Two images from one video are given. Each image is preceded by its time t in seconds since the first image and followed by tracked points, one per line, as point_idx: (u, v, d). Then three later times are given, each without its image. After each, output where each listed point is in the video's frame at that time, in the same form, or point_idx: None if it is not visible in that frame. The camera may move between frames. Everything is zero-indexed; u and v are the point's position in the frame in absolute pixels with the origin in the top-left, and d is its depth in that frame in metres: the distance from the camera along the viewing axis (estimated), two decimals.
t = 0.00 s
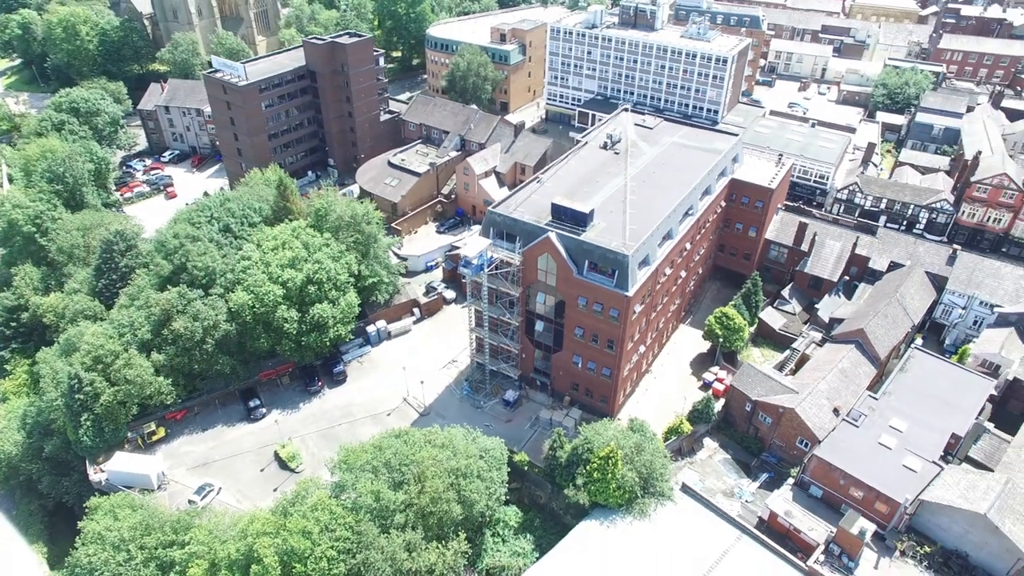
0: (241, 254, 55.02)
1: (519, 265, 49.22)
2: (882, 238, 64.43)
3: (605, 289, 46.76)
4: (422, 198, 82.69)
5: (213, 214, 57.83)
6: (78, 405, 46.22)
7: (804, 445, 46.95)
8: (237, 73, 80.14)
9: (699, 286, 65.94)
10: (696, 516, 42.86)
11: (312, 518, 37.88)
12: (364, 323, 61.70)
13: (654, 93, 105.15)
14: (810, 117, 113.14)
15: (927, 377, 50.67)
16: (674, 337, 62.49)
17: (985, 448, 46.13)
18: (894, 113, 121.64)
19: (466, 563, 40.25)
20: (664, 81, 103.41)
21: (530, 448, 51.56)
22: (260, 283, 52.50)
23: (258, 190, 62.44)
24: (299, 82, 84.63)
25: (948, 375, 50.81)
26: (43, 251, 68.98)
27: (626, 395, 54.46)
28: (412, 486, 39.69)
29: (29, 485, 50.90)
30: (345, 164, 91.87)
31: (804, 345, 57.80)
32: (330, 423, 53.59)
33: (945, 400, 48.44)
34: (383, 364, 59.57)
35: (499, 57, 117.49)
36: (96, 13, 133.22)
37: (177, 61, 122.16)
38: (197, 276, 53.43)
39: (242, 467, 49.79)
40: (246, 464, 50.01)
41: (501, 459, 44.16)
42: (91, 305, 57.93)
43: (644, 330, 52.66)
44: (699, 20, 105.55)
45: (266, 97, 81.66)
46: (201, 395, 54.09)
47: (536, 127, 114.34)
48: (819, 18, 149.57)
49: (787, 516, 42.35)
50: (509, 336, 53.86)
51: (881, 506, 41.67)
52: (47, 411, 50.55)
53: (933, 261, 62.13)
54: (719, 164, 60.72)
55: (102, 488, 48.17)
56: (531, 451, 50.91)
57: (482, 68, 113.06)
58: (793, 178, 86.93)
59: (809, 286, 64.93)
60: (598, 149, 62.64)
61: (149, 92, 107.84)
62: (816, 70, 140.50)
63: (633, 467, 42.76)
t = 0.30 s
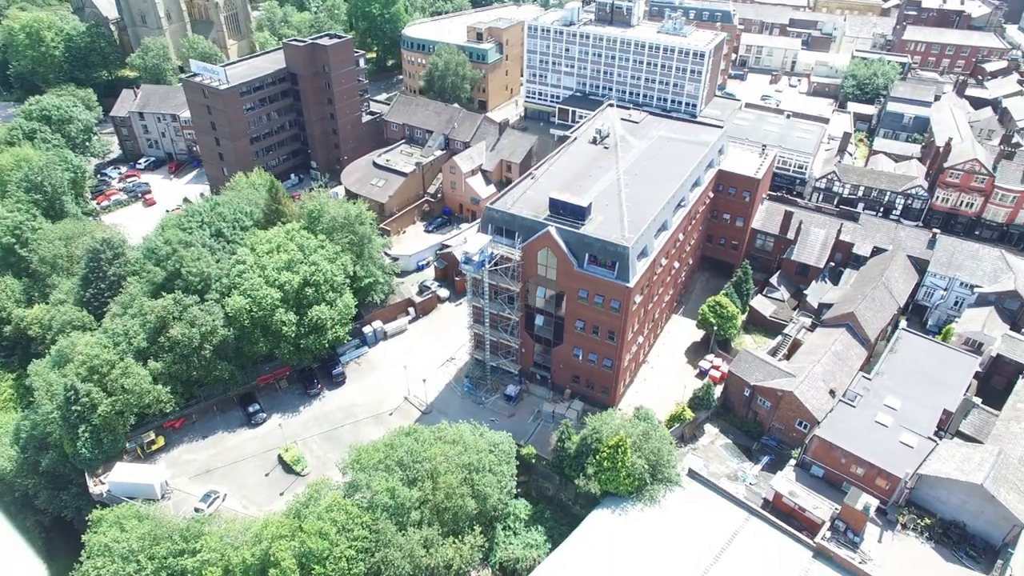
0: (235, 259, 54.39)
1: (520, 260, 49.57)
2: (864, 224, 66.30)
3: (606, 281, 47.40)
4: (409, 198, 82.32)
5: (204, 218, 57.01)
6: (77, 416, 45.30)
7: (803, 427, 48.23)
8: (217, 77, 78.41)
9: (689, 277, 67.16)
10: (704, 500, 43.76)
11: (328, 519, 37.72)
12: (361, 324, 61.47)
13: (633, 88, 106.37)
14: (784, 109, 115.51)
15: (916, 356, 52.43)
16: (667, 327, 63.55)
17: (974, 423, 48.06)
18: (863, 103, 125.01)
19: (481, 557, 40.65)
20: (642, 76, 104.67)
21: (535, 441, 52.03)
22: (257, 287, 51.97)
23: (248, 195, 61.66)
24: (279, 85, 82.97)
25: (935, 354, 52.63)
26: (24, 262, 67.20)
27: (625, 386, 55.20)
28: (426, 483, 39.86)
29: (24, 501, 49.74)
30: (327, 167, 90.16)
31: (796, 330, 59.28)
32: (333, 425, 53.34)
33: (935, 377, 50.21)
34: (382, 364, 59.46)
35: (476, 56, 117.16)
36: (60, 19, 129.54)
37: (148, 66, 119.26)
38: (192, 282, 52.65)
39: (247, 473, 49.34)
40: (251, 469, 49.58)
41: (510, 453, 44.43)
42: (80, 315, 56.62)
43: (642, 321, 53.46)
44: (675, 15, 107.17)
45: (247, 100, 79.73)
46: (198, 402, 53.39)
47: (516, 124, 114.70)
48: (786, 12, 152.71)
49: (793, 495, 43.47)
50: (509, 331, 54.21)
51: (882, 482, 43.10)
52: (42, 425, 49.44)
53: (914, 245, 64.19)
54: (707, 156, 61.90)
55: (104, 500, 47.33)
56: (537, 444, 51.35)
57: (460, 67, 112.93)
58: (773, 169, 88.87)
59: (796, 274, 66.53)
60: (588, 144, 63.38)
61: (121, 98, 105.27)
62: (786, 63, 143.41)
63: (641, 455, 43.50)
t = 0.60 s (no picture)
0: (230, 263, 53.76)
1: (519, 256, 49.97)
2: (846, 212, 68.19)
3: (606, 274, 48.12)
4: (395, 198, 81.53)
5: (195, 224, 56.18)
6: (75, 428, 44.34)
7: (801, 409, 49.50)
8: (198, 81, 76.12)
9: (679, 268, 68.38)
10: (711, 485, 44.71)
11: (345, 519, 37.68)
12: (357, 325, 61.18)
13: (611, 84, 107.34)
14: (758, 102, 117.89)
15: (904, 337, 54.23)
16: (660, 318, 64.58)
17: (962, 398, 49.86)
18: (833, 95, 128.51)
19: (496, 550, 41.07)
20: (620, 72, 105.65)
21: (540, 434, 52.60)
22: (254, 291, 51.44)
23: (239, 199, 60.91)
24: (259, 88, 81.39)
25: (921, 333, 54.47)
26: (4, 274, 65.44)
27: (624, 376, 56.01)
28: (440, 479, 40.10)
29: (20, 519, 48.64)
30: (310, 170, 88.81)
31: (787, 317, 60.72)
32: (335, 427, 53.09)
33: (923, 356, 52.06)
34: (380, 364, 59.34)
35: (453, 55, 115.95)
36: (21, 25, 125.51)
37: (118, 72, 116.47)
38: (187, 288, 51.90)
39: (251, 478, 48.91)
40: (255, 475, 49.13)
41: (519, 447, 44.83)
42: (69, 326, 55.29)
43: (639, 312, 54.29)
44: (650, 12, 108.61)
45: (228, 104, 78.15)
46: (196, 410, 52.71)
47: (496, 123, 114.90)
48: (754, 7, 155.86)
49: (796, 475, 44.55)
50: (509, 327, 54.59)
51: (880, 459, 44.64)
52: (38, 439, 48.34)
53: (895, 230, 66.24)
54: (695, 148, 63.08)
55: (106, 513, 46.49)
56: (542, 436, 51.92)
57: (438, 66, 111.87)
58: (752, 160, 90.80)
59: (782, 261, 68.11)
60: (577, 140, 64.09)
61: (92, 104, 102.58)
62: (756, 57, 146.25)
63: (649, 443, 44.29)
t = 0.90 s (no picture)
0: (224, 269, 53.13)
1: (518, 251, 50.44)
2: (827, 200, 70.16)
3: (605, 266, 48.93)
4: (381, 200, 81.00)
5: (185, 230, 55.39)
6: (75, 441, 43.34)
7: (796, 392, 50.88)
8: (176, 86, 74.72)
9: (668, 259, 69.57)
10: (715, 469, 45.78)
11: (362, 519, 37.69)
12: (352, 327, 60.92)
13: (588, 81, 108.35)
14: (731, 95, 120.14)
15: (890, 318, 56.16)
16: (652, 309, 65.65)
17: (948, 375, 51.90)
18: (803, 87, 131.85)
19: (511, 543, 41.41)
20: (597, 69, 106.74)
21: (543, 427, 53.20)
22: (251, 295, 50.94)
23: (228, 204, 60.28)
24: (238, 92, 79.96)
25: (906, 314, 56.44)
26: None
27: (622, 367, 56.89)
28: (453, 474, 40.29)
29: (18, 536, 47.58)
30: (292, 173, 87.79)
31: (776, 303, 62.18)
32: (338, 429, 52.87)
33: (910, 336, 54.01)
34: (378, 365, 59.21)
35: (430, 55, 114.36)
36: None
37: (85, 79, 113.34)
38: (182, 295, 51.19)
39: (255, 484, 48.48)
40: (259, 480, 48.71)
41: (527, 440, 45.38)
42: (57, 339, 53.97)
43: (635, 303, 55.23)
44: (624, 9, 110.06)
45: (208, 109, 76.73)
46: (195, 418, 52.05)
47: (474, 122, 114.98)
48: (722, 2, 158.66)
49: (797, 456, 45.87)
50: (507, 322, 55.01)
51: (876, 436, 46.34)
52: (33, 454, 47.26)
53: (874, 216, 68.42)
54: (681, 141, 64.28)
55: (108, 526, 45.68)
56: (545, 429, 52.51)
57: (415, 67, 109.46)
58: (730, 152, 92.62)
59: (767, 250, 69.81)
60: (565, 136, 64.80)
61: (61, 112, 99.97)
62: (725, 52, 148.87)
63: (654, 430, 45.15)
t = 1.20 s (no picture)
0: (216, 275, 52.41)
1: (515, 247, 50.92)
2: (806, 189, 72.17)
3: (601, 259, 49.80)
4: (365, 202, 80.32)
5: (174, 237, 54.42)
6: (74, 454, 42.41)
7: (789, 375, 52.35)
8: (152, 91, 73.15)
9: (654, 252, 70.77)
10: (717, 453, 46.93)
11: (378, 519, 37.74)
12: (346, 329, 60.57)
13: (564, 77, 109.11)
14: (703, 90, 122.32)
15: (874, 299, 58.21)
16: (642, 301, 66.75)
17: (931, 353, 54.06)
18: (772, 80, 135.19)
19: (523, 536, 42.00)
20: (573, 66, 107.65)
21: (545, 420, 53.79)
22: (246, 301, 50.34)
23: (216, 210, 59.40)
24: (216, 96, 78.64)
25: (888, 296, 58.55)
26: None
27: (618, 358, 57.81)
28: (465, 470, 40.73)
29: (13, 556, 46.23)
30: (273, 177, 86.66)
31: (762, 290, 63.86)
32: (339, 432, 52.64)
33: (894, 316, 56.09)
34: (374, 366, 59.03)
35: (405, 56, 113.57)
36: None
37: (48, 86, 109.77)
38: (174, 302, 50.27)
39: (259, 490, 48.01)
40: (263, 486, 48.25)
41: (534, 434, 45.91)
42: (42, 353, 52.42)
43: (629, 294, 56.17)
44: (597, 6, 111.07)
45: (186, 114, 75.34)
46: (192, 427, 51.25)
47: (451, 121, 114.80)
48: None
49: (795, 436, 47.25)
50: (504, 318, 55.43)
51: (869, 415, 48.22)
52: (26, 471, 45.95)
53: (851, 203, 70.65)
54: (665, 135, 65.53)
55: (111, 541, 44.75)
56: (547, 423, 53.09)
57: (390, 68, 108.48)
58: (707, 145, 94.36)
59: (750, 239, 71.64)
60: (551, 133, 65.49)
61: (26, 121, 96.96)
62: (694, 47, 151.41)
63: (657, 418, 46.13)
